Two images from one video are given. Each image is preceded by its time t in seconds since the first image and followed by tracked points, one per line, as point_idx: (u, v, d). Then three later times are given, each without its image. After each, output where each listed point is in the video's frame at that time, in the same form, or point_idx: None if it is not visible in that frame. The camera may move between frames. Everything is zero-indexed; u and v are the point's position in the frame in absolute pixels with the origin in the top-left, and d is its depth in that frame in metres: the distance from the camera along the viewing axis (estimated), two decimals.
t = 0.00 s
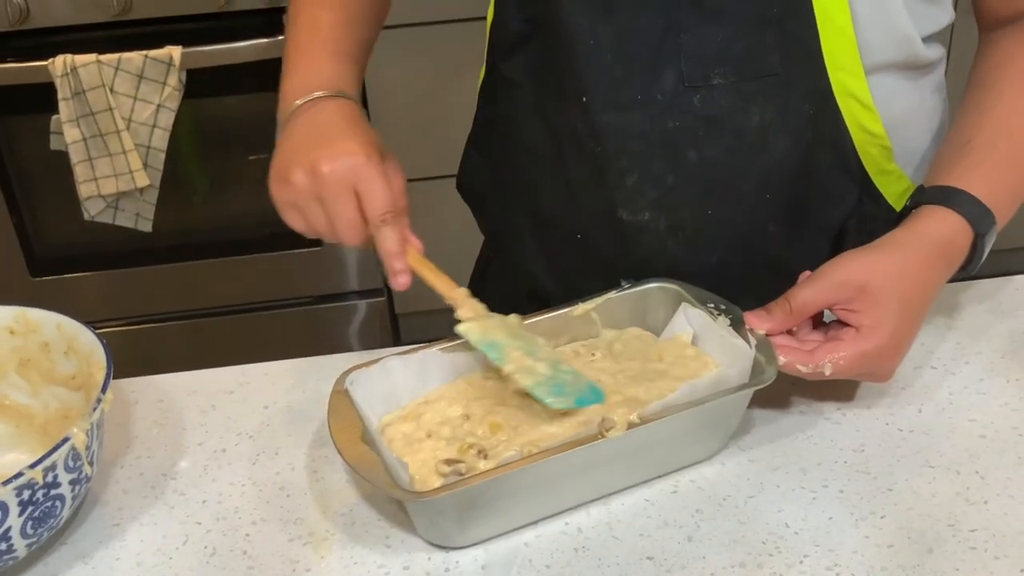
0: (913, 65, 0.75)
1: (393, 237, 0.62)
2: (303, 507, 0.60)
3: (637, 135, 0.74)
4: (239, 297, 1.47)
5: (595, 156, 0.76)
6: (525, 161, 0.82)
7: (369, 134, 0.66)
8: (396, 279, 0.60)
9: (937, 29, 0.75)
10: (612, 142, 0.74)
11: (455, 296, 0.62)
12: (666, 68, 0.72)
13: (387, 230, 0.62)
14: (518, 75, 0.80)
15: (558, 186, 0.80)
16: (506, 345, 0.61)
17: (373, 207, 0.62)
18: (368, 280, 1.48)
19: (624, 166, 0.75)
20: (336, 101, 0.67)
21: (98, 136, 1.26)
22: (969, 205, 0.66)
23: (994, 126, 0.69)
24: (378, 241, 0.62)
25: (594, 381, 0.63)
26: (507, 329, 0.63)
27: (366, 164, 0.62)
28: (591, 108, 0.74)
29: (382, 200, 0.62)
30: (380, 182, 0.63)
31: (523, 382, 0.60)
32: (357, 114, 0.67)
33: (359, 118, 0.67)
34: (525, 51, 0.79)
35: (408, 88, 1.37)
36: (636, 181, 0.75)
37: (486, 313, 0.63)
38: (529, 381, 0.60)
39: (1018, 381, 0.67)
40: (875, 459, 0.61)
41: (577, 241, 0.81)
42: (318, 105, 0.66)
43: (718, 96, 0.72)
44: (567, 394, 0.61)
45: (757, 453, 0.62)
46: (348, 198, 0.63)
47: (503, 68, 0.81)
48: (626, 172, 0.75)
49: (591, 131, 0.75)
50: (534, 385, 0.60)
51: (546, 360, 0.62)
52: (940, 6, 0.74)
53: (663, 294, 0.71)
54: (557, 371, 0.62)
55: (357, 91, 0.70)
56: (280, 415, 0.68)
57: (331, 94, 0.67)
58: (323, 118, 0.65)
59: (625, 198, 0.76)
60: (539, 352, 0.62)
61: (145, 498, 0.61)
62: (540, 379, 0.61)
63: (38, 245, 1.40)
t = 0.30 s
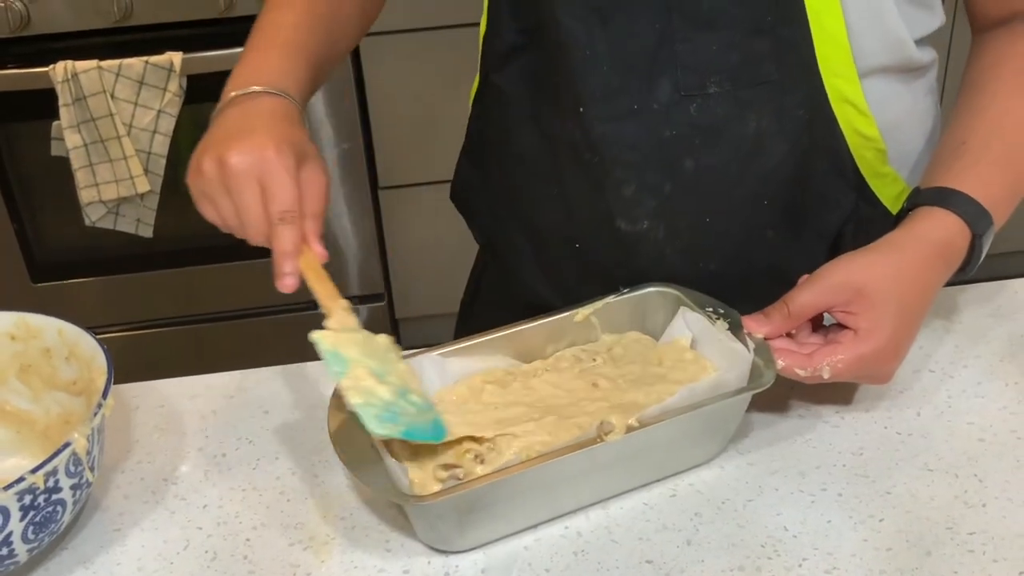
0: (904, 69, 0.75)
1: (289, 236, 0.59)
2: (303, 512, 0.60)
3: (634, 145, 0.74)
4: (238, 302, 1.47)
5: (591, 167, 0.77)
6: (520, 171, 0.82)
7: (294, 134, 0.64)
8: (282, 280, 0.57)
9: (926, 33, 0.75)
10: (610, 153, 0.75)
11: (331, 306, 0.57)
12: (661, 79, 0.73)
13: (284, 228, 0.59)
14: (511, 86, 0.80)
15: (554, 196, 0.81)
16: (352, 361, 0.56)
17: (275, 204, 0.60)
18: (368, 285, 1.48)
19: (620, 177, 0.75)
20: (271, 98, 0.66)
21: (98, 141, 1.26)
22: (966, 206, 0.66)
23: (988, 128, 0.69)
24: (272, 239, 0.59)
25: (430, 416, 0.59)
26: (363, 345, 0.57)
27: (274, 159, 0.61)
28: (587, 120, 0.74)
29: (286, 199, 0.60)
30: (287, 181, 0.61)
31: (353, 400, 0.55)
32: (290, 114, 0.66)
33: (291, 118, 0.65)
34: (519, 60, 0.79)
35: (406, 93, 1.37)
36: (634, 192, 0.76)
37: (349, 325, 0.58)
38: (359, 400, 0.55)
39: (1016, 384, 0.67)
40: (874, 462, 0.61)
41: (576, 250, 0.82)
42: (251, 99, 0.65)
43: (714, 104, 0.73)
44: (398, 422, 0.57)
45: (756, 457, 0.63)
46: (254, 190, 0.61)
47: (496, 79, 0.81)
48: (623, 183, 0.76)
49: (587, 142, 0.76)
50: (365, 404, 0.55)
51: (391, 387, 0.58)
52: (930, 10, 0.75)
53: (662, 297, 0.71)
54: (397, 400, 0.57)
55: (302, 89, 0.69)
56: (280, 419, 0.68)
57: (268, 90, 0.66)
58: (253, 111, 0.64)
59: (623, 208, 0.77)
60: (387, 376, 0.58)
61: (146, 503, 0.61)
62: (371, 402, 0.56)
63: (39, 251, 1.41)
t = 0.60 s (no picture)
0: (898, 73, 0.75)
1: (380, 197, 0.63)
2: (303, 517, 0.60)
3: (630, 151, 0.74)
4: (238, 306, 1.47)
5: (589, 173, 0.77)
6: (517, 177, 0.82)
7: (362, 101, 0.68)
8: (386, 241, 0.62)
9: (920, 36, 0.75)
10: (608, 157, 0.75)
11: (446, 255, 0.64)
12: (656, 85, 0.73)
13: (375, 192, 0.64)
14: (506, 92, 0.80)
15: (552, 202, 0.81)
16: (459, 303, 0.63)
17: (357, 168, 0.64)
18: (368, 289, 1.48)
19: (618, 182, 0.75)
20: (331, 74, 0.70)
21: (99, 146, 1.27)
22: (963, 211, 0.66)
23: (983, 133, 0.69)
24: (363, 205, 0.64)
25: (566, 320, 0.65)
26: (472, 276, 0.64)
27: (349, 129, 0.65)
28: (586, 125, 0.74)
29: (365, 160, 0.64)
30: (362, 144, 0.65)
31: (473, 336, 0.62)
32: (353, 85, 0.70)
33: (354, 88, 0.70)
34: (514, 65, 0.79)
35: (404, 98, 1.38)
36: (631, 196, 0.76)
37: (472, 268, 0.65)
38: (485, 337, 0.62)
39: (1014, 388, 0.67)
40: (872, 466, 0.61)
41: (574, 254, 0.82)
42: (314, 81, 0.70)
43: (709, 109, 0.73)
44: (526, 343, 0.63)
45: (756, 461, 0.63)
46: (336, 164, 0.65)
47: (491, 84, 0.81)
48: (620, 189, 0.75)
49: (585, 146, 0.75)
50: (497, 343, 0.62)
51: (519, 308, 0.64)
52: (926, 15, 0.75)
53: (661, 302, 0.71)
54: (528, 319, 0.64)
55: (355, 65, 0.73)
56: (280, 424, 0.68)
57: (329, 68, 0.70)
58: (315, 92, 0.68)
59: (620, 213, 0.76)
60: (503, 299, 0.64)
61: (146, 508, 0.61)
62: (503, 329, 0.62)
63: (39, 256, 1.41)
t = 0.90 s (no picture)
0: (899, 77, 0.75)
1: (372, 254, 0.63)
2: (303, 521, 0.60)
3: (631, 150, 0.74)
4: (238, 310, 1.47)
5: (589, 174, 0.77)
6: (518, 178, 0.82)
7: (347, 143, 0.66)
8: (375, 296, 0.62)
9: (923, 40, 0.76)
10: (609, 158, 0.75)
11: (436, 317, 0.63)
12: (657, 86, 0.73)
13: (367, 247, 0.63)
14: (508, 93, 0.80)
15: (552, 204, 0.81)
16: (478, 372, 0.62)
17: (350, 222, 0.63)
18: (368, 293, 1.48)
19: (618, 184, 0.75)
20: (314, 109, 0.67)
21: (98, 150, 1.27)
22: (965, 218, 0.67)
23: (983, 138, 0.69)
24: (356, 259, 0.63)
25: (566, 404, 0.62)
26: (481, 353, 0.63)
27: (339, 179, 0.63)
28: (587, 126, 0.74)
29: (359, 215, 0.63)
30: (355, 197, 0.64)
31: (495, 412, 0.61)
32: (336, 122, 0.67)
33: (340, 126, 0.67)
34: (514, 68, 0.80)
35: (404, 102, 1.38)
36: (632, 198, 0.76)
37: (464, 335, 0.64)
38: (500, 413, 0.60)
39: (1014, 391, 0.67)
40: (872, 469, 0.61)
41: (574, 256, 0.82)
42: (297, 117, 0.66)
43: (710, 111, 0.73)
44: (539, 423, 0.60)
45: (755, 465, 0.63)
46: (325, 215, 0.64)
47: (492, 85, 0.81)
48: (620, 190, 0.75)
49: (586, 147, 0.75)
50: (507, 417, 0.60)
51: (526, 386, 0.63)
52: (927, 19, 0.75)
53: (660, 305, 0.71)
54: (531, 400, 0.62)
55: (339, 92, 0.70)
56: (280, 428, 0.68)
57: (311, 103, 0.67)
58: (297, 132, 0.66)
59: (620, 215, 0.76)
60: (517, 377, 0.63)
61: (146, 512, 0.61)
62: (514, 409, 0.61)
63: (38, 260, 1.41)
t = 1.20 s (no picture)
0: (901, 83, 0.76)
1: (296, 272, 0.62)
2: (302, 524, 0.60)
3: (633, 153, 0.74)
4: (237, 313, 1.47)
5: (591, 176, 0.77)
6: (519, 180, 0.82)
7: (286, 163, 0.67)
8: (296, 316, 0.60)
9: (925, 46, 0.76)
10: (611, 161, 0.75)
11: (350, 341, 0.62)
12: (661, 89, 0.73)
13: (290, 264, 0.62)
14: (511, 96, 0.81)
15: (552, 206, 0.81)
16: (372, 399, 0.58)
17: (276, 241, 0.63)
18: (367, 296, 1.49)
19: (619, 187, 0.75)
20: (260, 127, 0.68)
21: (98, 154, 1.27)
22: (962, 221, 0.67)
23: (981, 143, 0.69)
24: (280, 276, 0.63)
25: (459, 438, 0.59)
26: (382, 381, 0.59)
27: (267, 195, 0.64)
28: (589, 129, 0.75)
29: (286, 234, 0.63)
30: (284, 217, 0.64)
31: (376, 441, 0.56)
32: (281, 141, 0.68)
33: (283, 145, 0.68)
34: (516, 72, 0.80)
35: (405, 106, 1.38)
36: (634, 201, 0.76)
37: (368, 359, 0.61)
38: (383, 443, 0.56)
39: (1012, 395, 0.67)
40: (870, 472, 0.62)
41: (573, 259, 0.82)
42: (244, 132, 0.67)
43: (714, 114, 0.73)
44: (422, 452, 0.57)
45: (754, 468, 0.63)
46: (251, 229, 0.64)
47: (495, 87, 0.81)
48: (622, 193, 0.76)
49: (588, 150, 0.76)
50: (391, 446, 0.56)
51: (419, 418, 0.59)
52: (928, 24, 0.76)
53: (658, 309, 0.71)
54: (422, 431, 0.58)
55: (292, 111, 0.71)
56: (280, 432, 0.68)
57: (259, 119, 0.68)
58: (240, 146, 0.67)
59: (621, 218, 0.77)
60: (412, 408, 0.59)
61: (145, 516, 0.61)
62: (400, 439, 0.57)
63: (37, 264, 1.41)
